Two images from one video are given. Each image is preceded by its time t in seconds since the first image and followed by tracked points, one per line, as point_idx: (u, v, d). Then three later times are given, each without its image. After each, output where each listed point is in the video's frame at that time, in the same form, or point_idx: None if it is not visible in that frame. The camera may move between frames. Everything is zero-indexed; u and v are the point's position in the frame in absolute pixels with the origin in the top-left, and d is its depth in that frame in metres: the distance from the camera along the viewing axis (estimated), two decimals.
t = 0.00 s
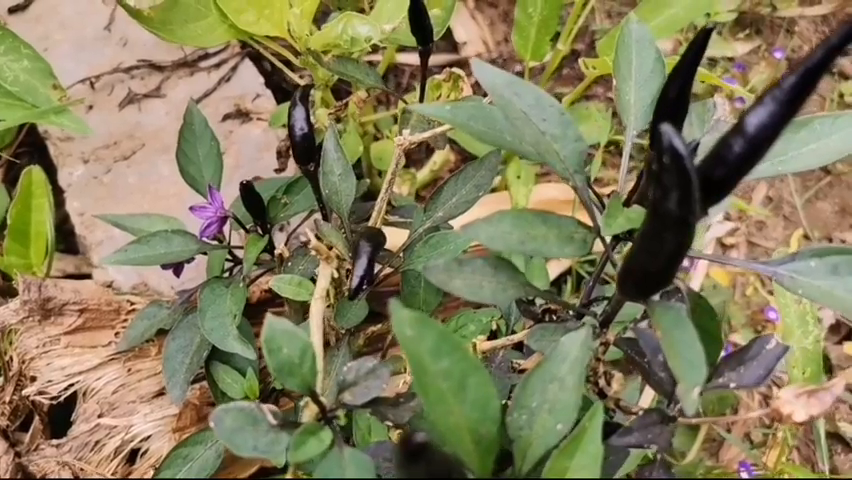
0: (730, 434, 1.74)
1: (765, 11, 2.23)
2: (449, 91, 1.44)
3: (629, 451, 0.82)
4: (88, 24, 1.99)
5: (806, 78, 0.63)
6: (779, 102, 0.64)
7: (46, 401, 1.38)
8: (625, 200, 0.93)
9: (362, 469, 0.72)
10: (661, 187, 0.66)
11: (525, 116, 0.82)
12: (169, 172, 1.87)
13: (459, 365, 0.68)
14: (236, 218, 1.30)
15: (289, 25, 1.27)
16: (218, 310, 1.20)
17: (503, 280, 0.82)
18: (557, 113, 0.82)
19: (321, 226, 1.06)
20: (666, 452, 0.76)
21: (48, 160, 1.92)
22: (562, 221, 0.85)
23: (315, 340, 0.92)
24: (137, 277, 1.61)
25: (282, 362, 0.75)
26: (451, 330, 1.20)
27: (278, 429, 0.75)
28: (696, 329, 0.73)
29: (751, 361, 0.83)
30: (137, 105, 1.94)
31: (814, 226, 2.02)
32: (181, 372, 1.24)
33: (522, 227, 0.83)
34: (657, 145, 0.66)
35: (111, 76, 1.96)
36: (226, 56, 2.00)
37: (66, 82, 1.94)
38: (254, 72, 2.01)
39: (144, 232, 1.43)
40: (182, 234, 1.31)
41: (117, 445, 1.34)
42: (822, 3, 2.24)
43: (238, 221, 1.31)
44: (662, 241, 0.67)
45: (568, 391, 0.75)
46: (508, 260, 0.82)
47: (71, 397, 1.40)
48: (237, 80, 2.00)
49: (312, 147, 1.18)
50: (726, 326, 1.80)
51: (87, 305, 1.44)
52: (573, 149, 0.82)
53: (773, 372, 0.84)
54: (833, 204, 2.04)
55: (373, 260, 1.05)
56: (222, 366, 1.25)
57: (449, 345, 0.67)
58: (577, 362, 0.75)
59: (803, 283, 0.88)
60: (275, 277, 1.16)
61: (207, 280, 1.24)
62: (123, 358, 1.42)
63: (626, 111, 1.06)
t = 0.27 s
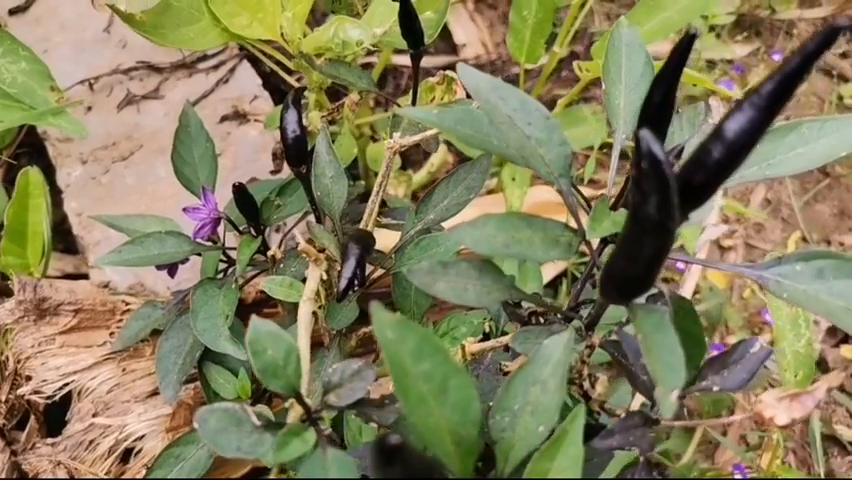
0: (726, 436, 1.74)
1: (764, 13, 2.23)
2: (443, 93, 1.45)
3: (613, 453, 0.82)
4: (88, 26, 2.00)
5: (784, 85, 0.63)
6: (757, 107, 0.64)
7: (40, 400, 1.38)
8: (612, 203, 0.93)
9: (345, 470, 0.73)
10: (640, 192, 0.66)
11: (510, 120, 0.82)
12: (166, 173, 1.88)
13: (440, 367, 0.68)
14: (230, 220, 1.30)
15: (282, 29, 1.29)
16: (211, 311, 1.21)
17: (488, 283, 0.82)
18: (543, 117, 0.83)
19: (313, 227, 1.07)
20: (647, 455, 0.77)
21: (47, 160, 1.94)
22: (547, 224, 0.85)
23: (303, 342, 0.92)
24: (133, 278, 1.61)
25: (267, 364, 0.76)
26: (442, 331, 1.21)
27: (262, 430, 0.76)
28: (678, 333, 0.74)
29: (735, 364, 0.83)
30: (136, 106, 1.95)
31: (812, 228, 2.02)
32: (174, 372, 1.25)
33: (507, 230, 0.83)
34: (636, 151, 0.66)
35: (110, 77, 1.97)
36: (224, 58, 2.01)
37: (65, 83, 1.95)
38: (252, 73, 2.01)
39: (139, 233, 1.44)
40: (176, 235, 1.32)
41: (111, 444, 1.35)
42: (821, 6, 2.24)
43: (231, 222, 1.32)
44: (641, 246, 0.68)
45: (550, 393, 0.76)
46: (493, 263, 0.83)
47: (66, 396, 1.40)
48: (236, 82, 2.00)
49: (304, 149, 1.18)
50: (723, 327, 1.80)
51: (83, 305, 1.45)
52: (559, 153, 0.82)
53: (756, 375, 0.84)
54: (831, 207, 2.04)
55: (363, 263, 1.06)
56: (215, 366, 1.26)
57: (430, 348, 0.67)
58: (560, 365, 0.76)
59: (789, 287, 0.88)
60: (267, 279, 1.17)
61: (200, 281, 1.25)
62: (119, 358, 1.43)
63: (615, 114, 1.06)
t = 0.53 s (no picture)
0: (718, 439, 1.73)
1: (760, 15, 2.22)
2: (434, 96, 1.45)
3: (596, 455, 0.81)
4: (83, 26, 2.00)
5: (760, 90, 0.63)
6: (734, 113, 0.64)
7: (31, 401, 1.39)
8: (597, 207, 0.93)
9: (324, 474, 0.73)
10: (617, 197, 0.66)
11: (492, 123, 0.82)
12: (160, 174, 1.88)
13: (418, 371, 0.69)
14: (220, 221, 1.30)
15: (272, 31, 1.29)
16: (199, 312, 1.21)
17: (469, 287, 0.82)
18: (525, 121, 0.83)
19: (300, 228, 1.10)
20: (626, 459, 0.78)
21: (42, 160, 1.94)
22: (530, 228, 0.86)
23: (286, 345, 0.91)
24: (126, 279, 1.61)
25: (247, 367, 0.76)
26: (431, 333, 1.20)
27: (242, 433, 0.77)
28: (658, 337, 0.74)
29: (716, 368, 0.83)
30: (130, 106, 1.95)
31: (806, 230, 2.01)
32: (162, 374, 1.25)
33: (489, 234, 0.83)
34: (613, 156, 0.66)
35: (105, 78, 1.97)
36: (219, 58, 2.01)
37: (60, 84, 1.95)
38: (246, 74, 2.01)
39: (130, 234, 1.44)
40: (166, 236, 1.32)
41: (101, 445, 1.35)
42: (818, 8, 2.23)
43: (221, 224, 1.32)
44: (619, 250, 0.68)
45: (530, 397, 0.76)
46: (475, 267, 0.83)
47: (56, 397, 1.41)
48: (230, 83, 2.00)
49: (293, 151, 1.19)
50: (716, 330, 1.80)
51: (73, 306, 1.46)
52: (541, 157, 0.83)
53: (737, 380, 0.84)
54: (827, 210, 2.03)
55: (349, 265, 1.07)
56: (204, 368, 1.26)
57: (408, 352, 0.68)
58: (540, 369, 0.76)
59: (771, 291, 0.88)
60: (255, 281, 1.17)
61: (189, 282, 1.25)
62: (109, 358, 1.43)
63: (602, 118, 1.07)
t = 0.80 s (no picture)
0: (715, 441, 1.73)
1: (759, 18, 2.22)
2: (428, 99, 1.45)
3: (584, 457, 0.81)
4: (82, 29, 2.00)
5: (739, 96, 0.64)
6: (714, 119, 0.64)
7: (25, 402, 1.39)
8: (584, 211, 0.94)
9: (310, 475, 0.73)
10: (599, 202, 0.67)
11: (479, 128, 0.83)
12: (157, 176, 1.89)
13: (402, 374, 0.69)
14: (214, 224, 1.31)
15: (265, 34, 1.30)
16: (193, 314, 1.22)
17: (456, 290, 0.83)
18: (511, 125, 0.83)
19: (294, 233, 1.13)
20: (611, 462, 0.78)
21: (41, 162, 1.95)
22: (518, 232, 0.86)
23: (274, 350, 0.92)
24: (123, 280, 1.62)
25: (234, 369, 0.77)
26: (423, 336, 1.20)
27: (229, 435, 0.77)
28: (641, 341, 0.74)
29: (701, 371, 0.84)
30: (129, 109, 1.95)
31: (805, 232, 2.01)
32: (156, 376, 1.25)
33: (476, 237, 0.84)
34: (595, 161, 0.66)
35: (104, 80, 1.97)
36: (217, 61, 2.01)
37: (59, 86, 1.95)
38: (244, 76, 2.01)
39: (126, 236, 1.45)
40: (161, 239, 1.33)
41: (96, 446, 1.35)
42: (817, 10, 2.23)
43: (215, 226, 1.32)
44: (602, 254, 0.68)
45: (515, 400, 0.77)
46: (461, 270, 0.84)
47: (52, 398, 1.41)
48: (228, 85, 2.00)
49: (286, 154, 1.20)
50: (713, 332, 1.80)
51: (69, 308, 1.48)
52: (527, 161, 0.83)
53: (723, 384, 0.84)
54: (826, 212, 2.02)
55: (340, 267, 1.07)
56: (198, 369, 1.27)
57: (391, 355, 0.69)
58: (525, 372, 0.77)
59: (758, 295, 0.89)
60: (248, 283, 1.17)
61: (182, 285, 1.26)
62: (105, 360, 1.44)
63: (592, 122, 1.07)
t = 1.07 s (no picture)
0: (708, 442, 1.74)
1: (753, 18, 2.21)
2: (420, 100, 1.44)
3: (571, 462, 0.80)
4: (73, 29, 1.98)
5: (720, 99, 0.63)
6: (695, 121, 0.64)
7: (14, 405, 1.39)
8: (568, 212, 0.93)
9: None
10: (581, 204, 0.66)
11: (464, 130, 0.82)
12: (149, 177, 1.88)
13: (383, 378, 0.69)
14: (202, 226, 1.30)
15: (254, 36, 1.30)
16: (181, 317, 1.21)
17: (441, 293, 0.82)
18: (496, 127, 0.83)
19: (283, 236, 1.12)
20: (595, 465, 0.77)
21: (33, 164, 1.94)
22: (503, 234, 0.86)
23: (259, 354, 0.91)
24: (114, 283, 1.62)
25: (217, 373, 0.77)
26: (412, 338, 1.20)
27: (211, 439, 0.77)
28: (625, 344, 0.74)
29: (688, 374, 0.83)
30: (120, 110, 1.93)
31: (798, 233, 2.01)
32: (144, 378, 1.24)
33: (461, 240, 0.83)
34: (576, 164, 0.66)
35: (96, 81, 1.94)
36: (210, 62, 1.98)
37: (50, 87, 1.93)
38: (236, 77, 1.98)
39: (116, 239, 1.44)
40: (149, 241, 1.32)
41: (85, 448, 1.36)
42: (811, 10, 2.22)
43: (204, 228, 1.32)
44: (583, 257, 0.68)
45: (499, 403, 0.76)
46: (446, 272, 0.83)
47: (41, 400, 1.41)
48: (220, 87, 1.97)
49: (274, 155, 1.20)
50: (706, 332, 1.80)
51: (58, 310, 1.47)
52: (512, 163, 0.83)
53: (711, 386, 0.84)
54: (819, 212, 2.02)
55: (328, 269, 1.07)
56: (186, 372, 1.26)
57: (372, 359, 0.68)
58: (509, 375, 0.76)
59: (745, 297, 0.89)
60: (235, 285, 1.16)
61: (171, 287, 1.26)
62: (94, 362, 1.43)
63: (580, 124, 1.06)
